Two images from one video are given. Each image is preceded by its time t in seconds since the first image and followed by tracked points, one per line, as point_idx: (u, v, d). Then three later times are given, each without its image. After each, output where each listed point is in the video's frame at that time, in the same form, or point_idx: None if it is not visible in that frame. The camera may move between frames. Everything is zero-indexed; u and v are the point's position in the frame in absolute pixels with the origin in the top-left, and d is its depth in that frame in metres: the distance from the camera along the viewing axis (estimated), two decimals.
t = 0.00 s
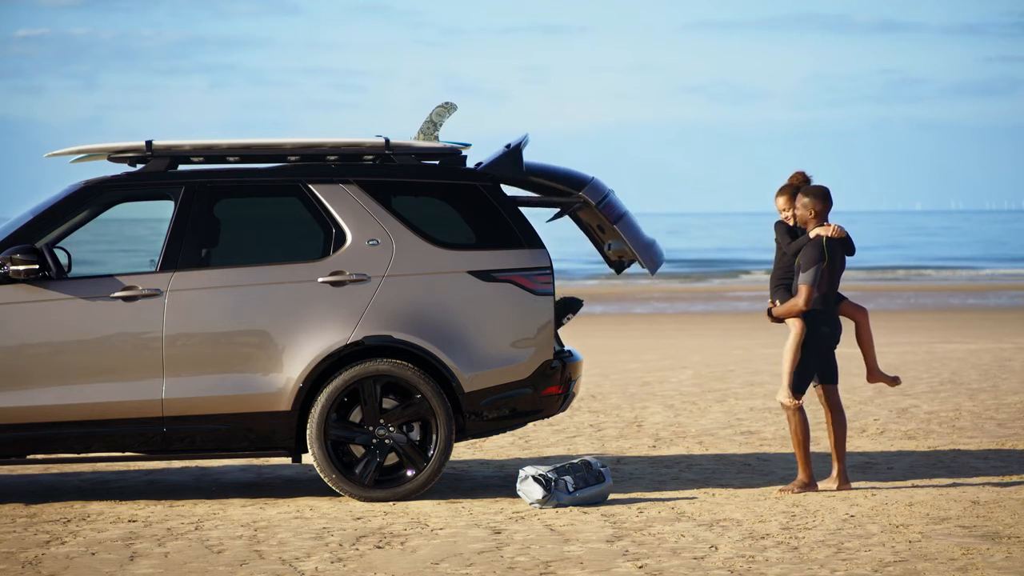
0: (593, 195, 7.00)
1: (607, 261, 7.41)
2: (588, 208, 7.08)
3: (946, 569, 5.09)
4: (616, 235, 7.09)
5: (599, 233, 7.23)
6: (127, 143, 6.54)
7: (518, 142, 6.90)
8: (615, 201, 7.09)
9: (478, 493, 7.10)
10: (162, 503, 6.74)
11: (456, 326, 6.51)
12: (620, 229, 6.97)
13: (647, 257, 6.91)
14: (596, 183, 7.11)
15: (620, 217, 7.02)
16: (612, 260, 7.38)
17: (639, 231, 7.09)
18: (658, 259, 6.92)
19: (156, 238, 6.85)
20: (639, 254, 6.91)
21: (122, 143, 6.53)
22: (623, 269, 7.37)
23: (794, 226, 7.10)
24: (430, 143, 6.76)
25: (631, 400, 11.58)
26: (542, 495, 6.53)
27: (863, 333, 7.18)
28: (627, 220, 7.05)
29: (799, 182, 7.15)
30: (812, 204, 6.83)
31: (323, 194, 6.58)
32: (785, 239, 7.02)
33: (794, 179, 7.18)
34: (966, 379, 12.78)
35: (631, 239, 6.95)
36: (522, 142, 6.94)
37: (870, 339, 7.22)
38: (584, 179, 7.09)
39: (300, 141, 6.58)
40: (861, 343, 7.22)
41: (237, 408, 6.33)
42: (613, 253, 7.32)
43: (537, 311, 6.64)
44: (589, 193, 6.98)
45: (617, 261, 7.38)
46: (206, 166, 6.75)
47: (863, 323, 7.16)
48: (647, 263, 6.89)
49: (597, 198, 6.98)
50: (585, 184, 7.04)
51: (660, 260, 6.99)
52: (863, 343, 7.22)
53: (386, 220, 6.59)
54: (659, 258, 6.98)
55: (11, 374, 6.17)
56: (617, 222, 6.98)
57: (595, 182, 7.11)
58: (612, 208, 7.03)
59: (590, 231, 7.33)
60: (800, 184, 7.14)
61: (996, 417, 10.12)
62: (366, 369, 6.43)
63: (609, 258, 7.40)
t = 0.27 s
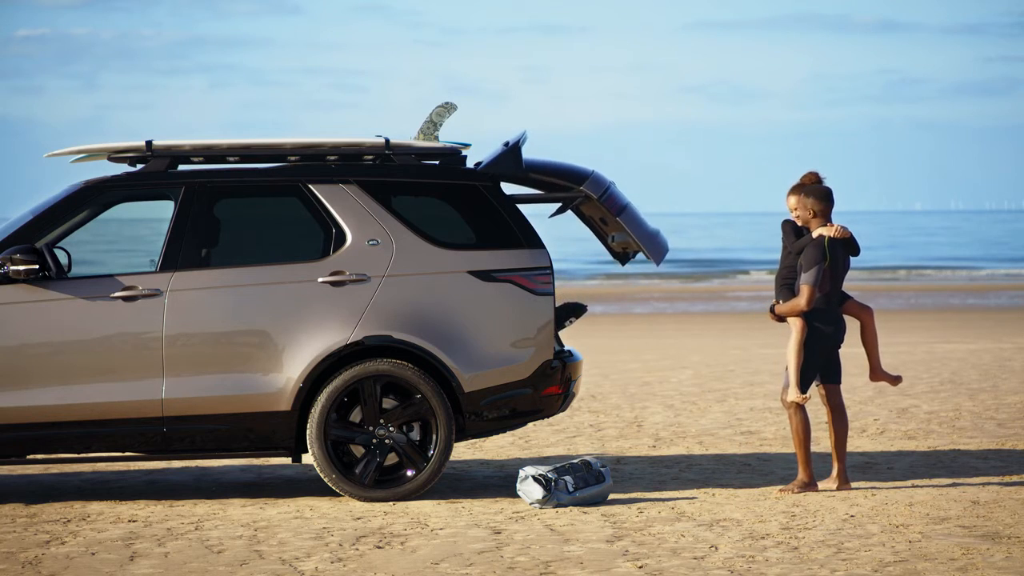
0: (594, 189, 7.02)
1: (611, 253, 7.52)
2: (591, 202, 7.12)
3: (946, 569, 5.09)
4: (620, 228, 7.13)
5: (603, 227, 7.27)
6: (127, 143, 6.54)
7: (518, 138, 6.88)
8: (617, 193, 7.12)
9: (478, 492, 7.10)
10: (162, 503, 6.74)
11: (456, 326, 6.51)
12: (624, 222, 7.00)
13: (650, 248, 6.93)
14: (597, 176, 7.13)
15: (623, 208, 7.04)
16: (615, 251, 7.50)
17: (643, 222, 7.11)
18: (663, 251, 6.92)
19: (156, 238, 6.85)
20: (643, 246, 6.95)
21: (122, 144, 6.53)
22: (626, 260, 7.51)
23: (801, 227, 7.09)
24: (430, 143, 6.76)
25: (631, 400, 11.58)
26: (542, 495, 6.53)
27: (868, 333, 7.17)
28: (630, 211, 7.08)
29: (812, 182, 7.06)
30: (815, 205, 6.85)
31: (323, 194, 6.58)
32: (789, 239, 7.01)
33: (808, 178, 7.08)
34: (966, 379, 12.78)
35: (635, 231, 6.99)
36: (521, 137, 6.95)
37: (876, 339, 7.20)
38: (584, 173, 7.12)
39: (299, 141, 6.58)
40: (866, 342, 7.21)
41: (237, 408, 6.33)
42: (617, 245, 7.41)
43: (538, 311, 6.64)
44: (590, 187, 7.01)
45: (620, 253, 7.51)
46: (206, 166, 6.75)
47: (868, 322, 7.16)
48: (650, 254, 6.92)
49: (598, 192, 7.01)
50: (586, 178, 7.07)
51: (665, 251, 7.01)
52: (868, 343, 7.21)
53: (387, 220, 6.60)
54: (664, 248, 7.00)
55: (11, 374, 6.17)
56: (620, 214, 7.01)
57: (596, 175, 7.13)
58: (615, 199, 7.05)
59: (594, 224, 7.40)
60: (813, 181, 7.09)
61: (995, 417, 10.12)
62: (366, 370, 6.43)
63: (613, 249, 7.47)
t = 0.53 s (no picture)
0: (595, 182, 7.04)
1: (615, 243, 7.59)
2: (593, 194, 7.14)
3: (946, 569, 5.09)
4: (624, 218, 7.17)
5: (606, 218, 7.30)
6: (127, 143, 6.54)
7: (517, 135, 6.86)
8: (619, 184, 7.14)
9: (478, 492, 7.10)
10: (162, 503, 6.74)
11: (456, 326, 6.51)
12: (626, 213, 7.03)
13: (654, 237, 6.98)
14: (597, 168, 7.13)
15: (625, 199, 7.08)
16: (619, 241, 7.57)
17: (646, 211, 7.14)
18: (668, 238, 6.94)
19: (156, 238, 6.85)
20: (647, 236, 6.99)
21: (122, 144, 6.53)
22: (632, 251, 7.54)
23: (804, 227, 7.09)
24: (430, 143, 6.76)
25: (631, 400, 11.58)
26: (542, 495, 6.53)
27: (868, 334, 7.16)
28: (633, 200, 7.11)
29: (816, 182, 7.09)
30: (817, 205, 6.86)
31: (323, 194, 6.58)
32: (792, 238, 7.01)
33: (811, 178, 7.11)
34: (966, 379, 12.78)
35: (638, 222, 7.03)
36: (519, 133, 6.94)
37: (876, 341, 7.20)
38: (584, 166, 7.11)
39: (300, 141, 6.58)
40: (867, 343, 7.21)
41: (237, 408, 6.33)
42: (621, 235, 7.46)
43: (538, 311, 6.64)
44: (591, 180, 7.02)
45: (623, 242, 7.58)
46: (206, 166, 6.75)
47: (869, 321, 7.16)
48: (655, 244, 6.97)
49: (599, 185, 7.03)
50: (586, 171, 7.08)
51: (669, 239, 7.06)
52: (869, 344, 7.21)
53: (386, 220, 6.59)
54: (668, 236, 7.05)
55: (11, 374, 6.17)
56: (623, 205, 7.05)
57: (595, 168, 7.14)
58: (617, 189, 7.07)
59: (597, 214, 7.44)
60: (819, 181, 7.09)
61: (996, 417, 10.12)
62: (366, 369, 6.43)
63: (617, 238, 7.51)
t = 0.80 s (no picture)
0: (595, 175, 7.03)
1: (620, 233, 7.61)
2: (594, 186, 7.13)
3: (946, 569, 5.09)
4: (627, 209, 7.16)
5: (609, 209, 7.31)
6: (127, 143, 6.54)
7: (516, 132, 6.92)
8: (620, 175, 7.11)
9: (478, 492, 7.10)
10: (162, 503, 6.74)
11: (456, 326, 6.51)
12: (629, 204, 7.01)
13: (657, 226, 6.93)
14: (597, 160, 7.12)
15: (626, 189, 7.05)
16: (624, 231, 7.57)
17: (647, 200, 7.11)
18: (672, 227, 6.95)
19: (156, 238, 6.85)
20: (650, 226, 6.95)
21: (122, 143, 6.53)
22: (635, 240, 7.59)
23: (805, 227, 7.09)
24: (430, 143, 6.76)
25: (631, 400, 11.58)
26: (543, 495, 6.53)
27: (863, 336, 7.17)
28: (634, 191, 7.08)
29: (820, 181, 7.07)
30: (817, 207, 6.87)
31: (323, 194, 6.58)
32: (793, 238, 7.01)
33: (816, 179, 7.07)
34: (966, 379, 12.79)
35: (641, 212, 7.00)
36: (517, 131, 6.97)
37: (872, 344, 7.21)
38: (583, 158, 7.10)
39: (300, 141, 6.58)
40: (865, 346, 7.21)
41: (237, 408, 6.33)
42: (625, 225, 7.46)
43: (538, 311, 6.64)
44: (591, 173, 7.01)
45: (628, 232, 7.59)
46: (206, 167, 6.75)
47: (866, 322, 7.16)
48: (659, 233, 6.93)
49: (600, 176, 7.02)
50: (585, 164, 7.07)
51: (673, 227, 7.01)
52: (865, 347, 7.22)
53: (386, 220, 6.60)
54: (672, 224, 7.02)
55: (11, 373, 6.17)
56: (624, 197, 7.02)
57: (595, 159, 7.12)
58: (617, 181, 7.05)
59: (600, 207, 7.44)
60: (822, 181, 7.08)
61: (995, 417, 10.12)
62: (366, 370, 6.43)
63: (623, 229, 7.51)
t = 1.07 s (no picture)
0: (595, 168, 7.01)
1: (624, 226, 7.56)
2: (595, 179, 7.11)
3: (946, 569, 5.09)
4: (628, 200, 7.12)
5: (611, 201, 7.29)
6: (127, 143, 6.54)
7: (514, 128, 6.94)
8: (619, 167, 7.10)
9: (478, 492, 7.10)
10: (162, 503, 6.74)
11: (456, 326, 6.51)
12: (630, 195, 6.99)
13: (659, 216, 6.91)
14: (598, 153, 7.11)
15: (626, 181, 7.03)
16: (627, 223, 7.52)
17: (649, 191, 7.08)
18: (674, 217, 6.91)
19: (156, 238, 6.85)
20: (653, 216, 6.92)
21: (122, 143, 6.53)
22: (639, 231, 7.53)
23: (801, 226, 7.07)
24: (430, 143, 6.77)
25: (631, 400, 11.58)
26: (543, 495, 6.53)
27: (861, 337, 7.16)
28: (635, 182, 7.06)
29: (821, 182, 7.07)
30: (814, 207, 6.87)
31: (323, 194, 6.58)
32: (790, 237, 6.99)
33: (816, 179, 7.08)
34: (966, 379, 12.79)
35: (643, 202, 6.97)
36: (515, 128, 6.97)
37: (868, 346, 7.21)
38: (584, 152, 7.10)
39: (299, 141, 6.58)
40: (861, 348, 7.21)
41: (237, 408, 6.33)
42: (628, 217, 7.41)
43: (538, 311, 6.64)
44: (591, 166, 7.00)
45: (632, 223, 7.53)
46: (206, 166, 6.75)
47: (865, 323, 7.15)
48: (660, 222, 6.90)
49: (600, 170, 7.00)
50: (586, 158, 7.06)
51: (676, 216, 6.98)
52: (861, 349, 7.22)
53: (387, 220, 6.59)
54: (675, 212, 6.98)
55: (11, 373, 6.17)
56: (625, 188, 7.00)
57: (596, 153, 7.12)
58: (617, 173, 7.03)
59: (603, 199, 7.41)
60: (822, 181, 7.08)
61: (995, 417, 10.12)
62: (366, 370, 6.43)
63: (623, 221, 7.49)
